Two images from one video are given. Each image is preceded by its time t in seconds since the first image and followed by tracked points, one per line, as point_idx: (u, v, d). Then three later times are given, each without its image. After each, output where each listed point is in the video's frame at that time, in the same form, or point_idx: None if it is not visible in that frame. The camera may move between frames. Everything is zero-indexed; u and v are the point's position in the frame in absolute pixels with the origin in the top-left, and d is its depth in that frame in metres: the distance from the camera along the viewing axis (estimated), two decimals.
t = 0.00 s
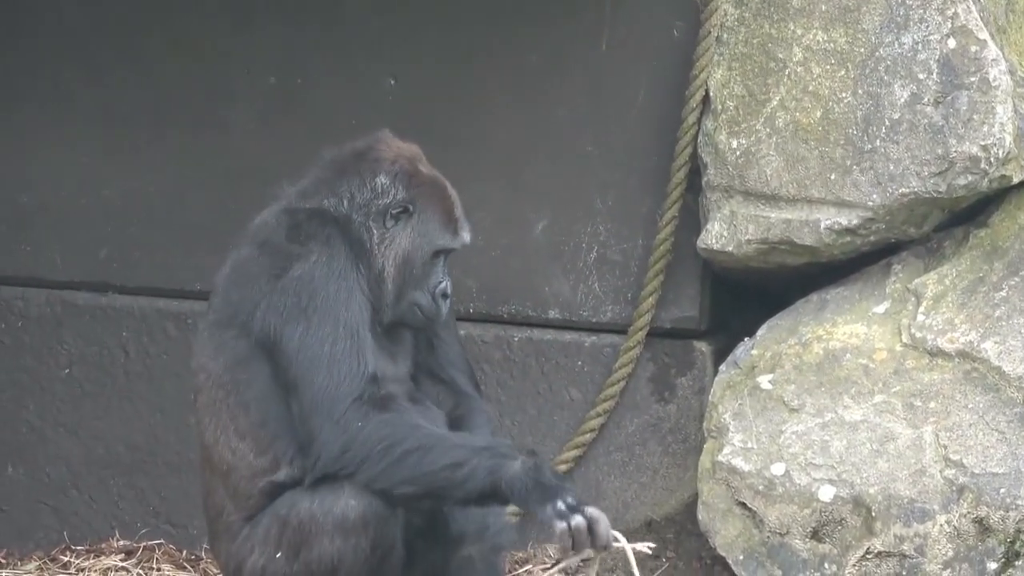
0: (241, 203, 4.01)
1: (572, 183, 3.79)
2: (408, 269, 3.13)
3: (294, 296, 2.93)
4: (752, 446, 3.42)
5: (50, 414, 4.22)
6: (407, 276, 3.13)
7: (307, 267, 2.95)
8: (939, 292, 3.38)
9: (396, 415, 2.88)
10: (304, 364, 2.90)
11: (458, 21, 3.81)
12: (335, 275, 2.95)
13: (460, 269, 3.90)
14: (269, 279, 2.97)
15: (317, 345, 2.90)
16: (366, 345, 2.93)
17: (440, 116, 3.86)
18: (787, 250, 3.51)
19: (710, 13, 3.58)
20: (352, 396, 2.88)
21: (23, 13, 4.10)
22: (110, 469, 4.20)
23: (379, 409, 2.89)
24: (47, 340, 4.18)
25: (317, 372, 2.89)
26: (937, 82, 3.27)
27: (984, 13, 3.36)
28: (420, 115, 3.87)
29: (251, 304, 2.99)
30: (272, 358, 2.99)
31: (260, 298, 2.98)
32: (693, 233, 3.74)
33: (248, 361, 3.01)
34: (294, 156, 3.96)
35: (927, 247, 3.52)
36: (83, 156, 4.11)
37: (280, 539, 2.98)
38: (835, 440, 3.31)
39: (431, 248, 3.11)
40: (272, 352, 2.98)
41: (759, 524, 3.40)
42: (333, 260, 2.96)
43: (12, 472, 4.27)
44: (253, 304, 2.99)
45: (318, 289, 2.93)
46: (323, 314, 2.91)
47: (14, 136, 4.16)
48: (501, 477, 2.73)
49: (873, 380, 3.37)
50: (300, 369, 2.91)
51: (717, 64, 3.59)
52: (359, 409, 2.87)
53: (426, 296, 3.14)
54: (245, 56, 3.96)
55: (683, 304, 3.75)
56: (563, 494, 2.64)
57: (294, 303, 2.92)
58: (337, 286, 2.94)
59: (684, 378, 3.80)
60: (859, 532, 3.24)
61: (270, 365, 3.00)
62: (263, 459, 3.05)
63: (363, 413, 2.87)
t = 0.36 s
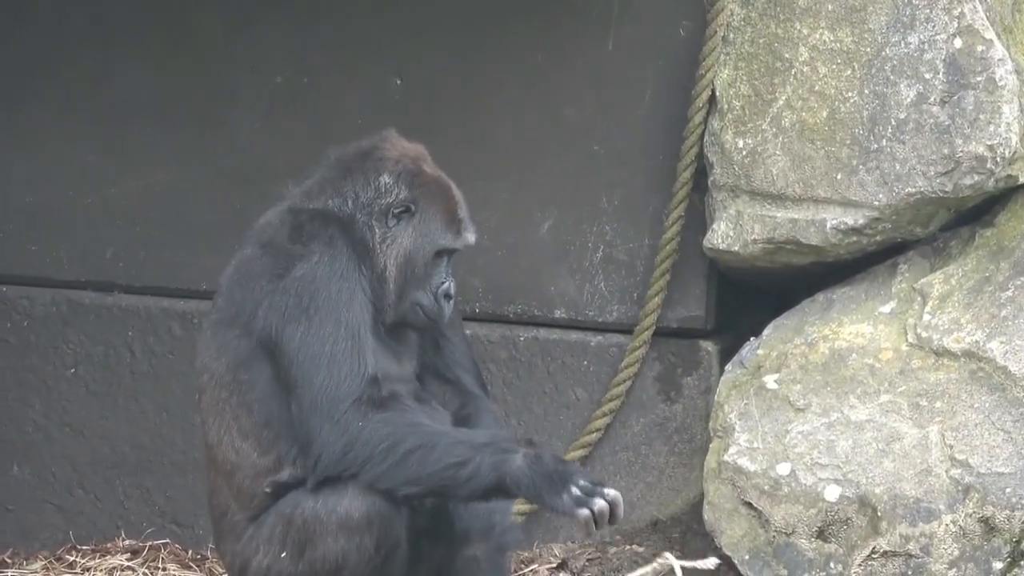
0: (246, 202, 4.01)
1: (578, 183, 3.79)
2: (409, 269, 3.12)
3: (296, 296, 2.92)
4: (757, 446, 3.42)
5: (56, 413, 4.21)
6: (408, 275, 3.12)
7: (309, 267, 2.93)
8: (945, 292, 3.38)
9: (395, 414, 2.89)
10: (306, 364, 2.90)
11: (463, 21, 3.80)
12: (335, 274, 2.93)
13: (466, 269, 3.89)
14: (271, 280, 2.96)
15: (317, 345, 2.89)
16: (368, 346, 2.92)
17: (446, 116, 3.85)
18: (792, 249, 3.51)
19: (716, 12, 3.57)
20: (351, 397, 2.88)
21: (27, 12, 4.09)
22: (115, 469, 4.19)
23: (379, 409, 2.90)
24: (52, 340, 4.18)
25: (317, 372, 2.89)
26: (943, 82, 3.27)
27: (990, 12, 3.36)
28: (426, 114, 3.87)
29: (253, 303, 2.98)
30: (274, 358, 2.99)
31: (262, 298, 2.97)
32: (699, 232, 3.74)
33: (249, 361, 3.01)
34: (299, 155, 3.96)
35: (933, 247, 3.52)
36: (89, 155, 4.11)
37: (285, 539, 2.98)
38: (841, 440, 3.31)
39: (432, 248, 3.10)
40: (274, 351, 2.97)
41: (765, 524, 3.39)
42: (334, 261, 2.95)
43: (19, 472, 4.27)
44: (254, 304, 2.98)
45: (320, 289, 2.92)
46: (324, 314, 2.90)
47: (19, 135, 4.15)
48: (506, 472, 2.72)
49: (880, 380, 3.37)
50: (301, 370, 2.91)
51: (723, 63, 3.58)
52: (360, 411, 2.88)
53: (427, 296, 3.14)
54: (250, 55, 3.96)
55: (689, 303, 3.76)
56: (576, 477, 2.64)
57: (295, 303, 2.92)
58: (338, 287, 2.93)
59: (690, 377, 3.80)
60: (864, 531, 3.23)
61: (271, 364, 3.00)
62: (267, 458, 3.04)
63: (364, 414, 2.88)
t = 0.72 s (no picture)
0: (252, 202, 4.01)
1: (585, 183, 3.79)
2: (416, 267, 3.11)
3: (308, 295, 2.91)
4: (765, 445, 3.42)
5: (63, 412, 4.21)
6: (414, 274, 3.11)
7: (318, 265, 2.93)
8: (953, 292, 3.38)
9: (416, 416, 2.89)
10: (322, 363, 2.88)
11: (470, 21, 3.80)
12: (345, 271, 2.93)
13: (474, 268, 3.89)
14: (281, 280, 2.95)
15: (334, 343, 2.87)
16: (380, 344, 2.92)
17: (454, 116, 3.86)
18: (800, 249, 3.51)
19: (724, 11, 3.57)
20: (375, 395, 2.87)
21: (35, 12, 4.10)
22: (123, 468, 4.19)
23: (395, 408, 2.89)
24: (59, 339, 4.18)
25: (337, 369, 2.87)
26: (950, 82, 3.27)
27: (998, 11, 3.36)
28: (432, 114, 3.87)
29: (263, 303, 2.98)
30: (286, 357, 2.97)
31: (272, 298, 2.96)
32: (706, 232, 3.74)
33: (256, 361, 3.01)
34: (305, 155, 3.96)
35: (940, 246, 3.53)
36: (96, 155, 4.11)
37: (293, 537, 2.98)
38: (849, 440, 3.31)
39: (439, 246, 3.09)
40: (285, 351, 2.96)
41: (773, 523, 3.39)
42: (342, 259, 2.94)
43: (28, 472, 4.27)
44: (267, 304, 2.97)
45: (331, 287, 2.91)
46: (337, 312, 2.89)
47: (27, 135, 4.15)
48: (524, 497, 2.78)
49: (887, 380, 3.36)
50: (317, 368, 2.89)
51: (730, 63, 3.58)
52: (379, 407, 2.87)
53: (434, 295, 3.14)
54: (256, 55, 3.96)
55: (696, 303, 3.75)
56: (591, 516, 2.75)
57: (306, 302, 2.91)
58: (349, 284, 2.92)
59: (697, 377, 3.80)
60: (872, 531, 3.24)
61: (284, 364, 2.99)
62: (275, 459, 3.04)
63: (384, 412, 2.87)
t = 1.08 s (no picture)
0: (261, 203, 4.01)
1: (593, 184, 3.79)
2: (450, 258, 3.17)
3: (330, 299, 2.90)
4: (773, 445, 3.42)
5: (71, 414, 4.21)
6: (450, 266, 3.17)
7: (337, 269, 2.92)
8: (961, 293, 3.38)
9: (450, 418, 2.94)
10: (352, 367, 2.89)
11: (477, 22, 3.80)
12: (365, 272, 2.92)
13: (483, 269, 3.90)
14: (300, 287, 2.95)
15: (362, 347, 2.89)
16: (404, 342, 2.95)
17: (462, 117, 3.86)
18: (809, 249, 3.51)
19: (732, 11, 3.57)
20: (409, 395, 2.91)
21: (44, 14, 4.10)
22: (131, 470, 4.20)
23: (423, 416, 2.92)
24: (68, 340, 4.18)
25: (369, 372, 2.88)
26: (959, 82, 3.28)
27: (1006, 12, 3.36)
28: (441, 115, 3.87)
29: (281, 310, 2.97)
30: (306, 362, 2.98)
31: (290, 304, 2.95)
32: (715, 232, 3.74)
33: (270, 366, 3.00)
34: (314, 156, 3.96)
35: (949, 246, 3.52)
36: (105, 157, 4.11)
37: (303, 535, 2.98)
38: (857, 440, 3.31)
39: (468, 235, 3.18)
40: (307, 356, 2.96)
41: (782, 524, 3.39)
42: (359, 261, 2.94)
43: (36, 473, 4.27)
44: (286, 310, 2.96)
45: (352, 290, 2.90)
46: (362, 314, 2.89)
47: (34, 137, 4.15)
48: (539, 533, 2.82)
49: (895, 380, 3.36)
50: (345, 373, 2.90)
51: (737, 63, 3.59)
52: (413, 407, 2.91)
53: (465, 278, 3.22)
54: (265, 57, 3.96)
55: (704, 303, 3.76)
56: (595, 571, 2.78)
57: (327, 307, 2.90)
58: (370, 285, 2.92)
59: (706, 377, 3.80)
60: (880, 531, 3.22)
61: (301, 368, 2.99)
62: (285, 461, 3.04)
63: (416, 414, 2.91)
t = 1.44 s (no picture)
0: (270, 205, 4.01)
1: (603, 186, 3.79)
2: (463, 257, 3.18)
3: (342, 301, 2.90)
4: (783, 446, 3.42)
5: (82, 416, 4.22)
6: (463, 265, 3.17)
7: (349, 271, 2.91)
8: (971, 295, 3.36)
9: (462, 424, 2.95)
10: (365, 369, 2.89)
11: (486, 24, 3.80)
12: (377, 273, 2.92)
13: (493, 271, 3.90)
14: (312, 290, 2.94)
15: (375, 349, 2.89)
16: (415, 343, 2.95)
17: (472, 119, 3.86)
18: (819, 249, 3.52)
19: (741, 12, 3.57)
20: (421, 399, 2.91)
21: (53, 16, 4.10)
22: (142, 472, 4.20)
23: (435, 419, 2.93)
24: (78, 343, 4.19)
25: (382, 374, 2.88)
26: (968, 83, 3.26)
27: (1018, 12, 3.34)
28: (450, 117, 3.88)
29: (293, 313, 2.96)
30: (319, 364, 2.98)
31: (303, 307, 2.95)
32: (725, 234, 3.74)
33: (282, 370, 3.00)
34: (322, 158, 3.96)
35: (959, 248, 3.52)
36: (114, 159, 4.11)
37: (312, 537, 2.97)
38: (867, 442, 3.31)
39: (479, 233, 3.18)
40: (320, 358, 2.96)
41: (792, 526, 3.38)
42: (371, 262, 2.93)
43: (47, 474, 4.28)
44: (298, 313, 2.95)
45: (365, 291, 2.90)
46: (374, 315, 2.89)
47: (44, 139, 4.16)
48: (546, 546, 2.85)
49: (904, 382, 3.35)
50: (358, 375, 2.90)
51: (747, 64, 3.59)
52: (425, 411, 2.91)
53: (476, 276, 3.23)
54: (272, 59, 3.96)
55: (715, 303, 3.76)
56: None
57: (341, 309, 2.90)
58: (382, 286, 2.91)
59: (716, 379, 3.80)
60: (890, 531, 3.20)
61: (314, 369, 3.00)
62: (295, 465, 3.03)
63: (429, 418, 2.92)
